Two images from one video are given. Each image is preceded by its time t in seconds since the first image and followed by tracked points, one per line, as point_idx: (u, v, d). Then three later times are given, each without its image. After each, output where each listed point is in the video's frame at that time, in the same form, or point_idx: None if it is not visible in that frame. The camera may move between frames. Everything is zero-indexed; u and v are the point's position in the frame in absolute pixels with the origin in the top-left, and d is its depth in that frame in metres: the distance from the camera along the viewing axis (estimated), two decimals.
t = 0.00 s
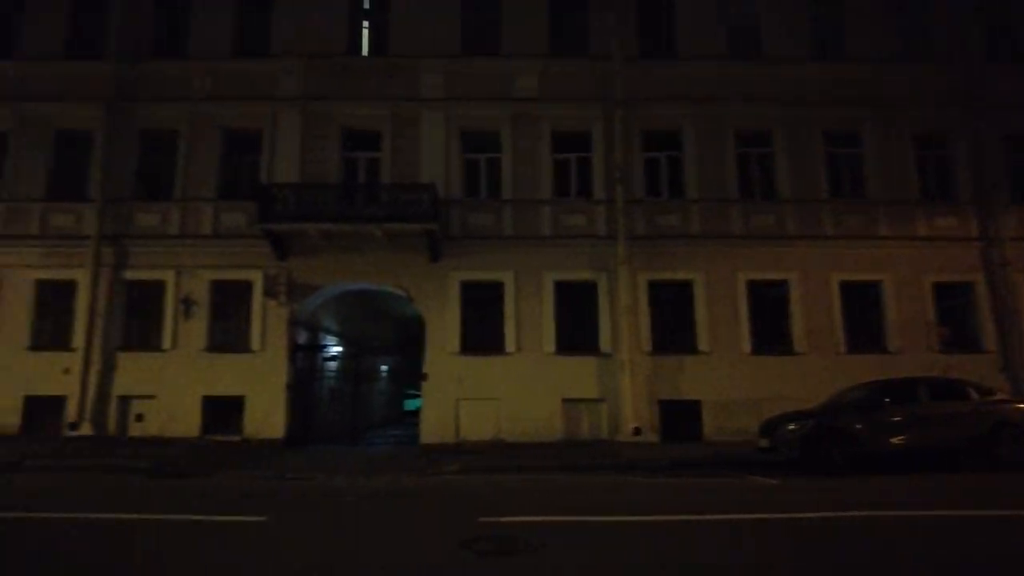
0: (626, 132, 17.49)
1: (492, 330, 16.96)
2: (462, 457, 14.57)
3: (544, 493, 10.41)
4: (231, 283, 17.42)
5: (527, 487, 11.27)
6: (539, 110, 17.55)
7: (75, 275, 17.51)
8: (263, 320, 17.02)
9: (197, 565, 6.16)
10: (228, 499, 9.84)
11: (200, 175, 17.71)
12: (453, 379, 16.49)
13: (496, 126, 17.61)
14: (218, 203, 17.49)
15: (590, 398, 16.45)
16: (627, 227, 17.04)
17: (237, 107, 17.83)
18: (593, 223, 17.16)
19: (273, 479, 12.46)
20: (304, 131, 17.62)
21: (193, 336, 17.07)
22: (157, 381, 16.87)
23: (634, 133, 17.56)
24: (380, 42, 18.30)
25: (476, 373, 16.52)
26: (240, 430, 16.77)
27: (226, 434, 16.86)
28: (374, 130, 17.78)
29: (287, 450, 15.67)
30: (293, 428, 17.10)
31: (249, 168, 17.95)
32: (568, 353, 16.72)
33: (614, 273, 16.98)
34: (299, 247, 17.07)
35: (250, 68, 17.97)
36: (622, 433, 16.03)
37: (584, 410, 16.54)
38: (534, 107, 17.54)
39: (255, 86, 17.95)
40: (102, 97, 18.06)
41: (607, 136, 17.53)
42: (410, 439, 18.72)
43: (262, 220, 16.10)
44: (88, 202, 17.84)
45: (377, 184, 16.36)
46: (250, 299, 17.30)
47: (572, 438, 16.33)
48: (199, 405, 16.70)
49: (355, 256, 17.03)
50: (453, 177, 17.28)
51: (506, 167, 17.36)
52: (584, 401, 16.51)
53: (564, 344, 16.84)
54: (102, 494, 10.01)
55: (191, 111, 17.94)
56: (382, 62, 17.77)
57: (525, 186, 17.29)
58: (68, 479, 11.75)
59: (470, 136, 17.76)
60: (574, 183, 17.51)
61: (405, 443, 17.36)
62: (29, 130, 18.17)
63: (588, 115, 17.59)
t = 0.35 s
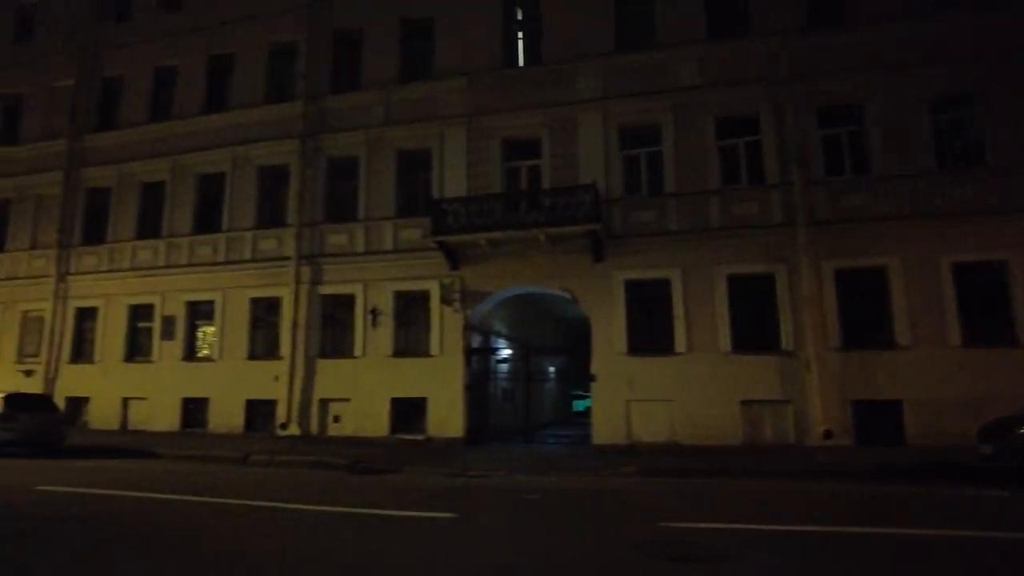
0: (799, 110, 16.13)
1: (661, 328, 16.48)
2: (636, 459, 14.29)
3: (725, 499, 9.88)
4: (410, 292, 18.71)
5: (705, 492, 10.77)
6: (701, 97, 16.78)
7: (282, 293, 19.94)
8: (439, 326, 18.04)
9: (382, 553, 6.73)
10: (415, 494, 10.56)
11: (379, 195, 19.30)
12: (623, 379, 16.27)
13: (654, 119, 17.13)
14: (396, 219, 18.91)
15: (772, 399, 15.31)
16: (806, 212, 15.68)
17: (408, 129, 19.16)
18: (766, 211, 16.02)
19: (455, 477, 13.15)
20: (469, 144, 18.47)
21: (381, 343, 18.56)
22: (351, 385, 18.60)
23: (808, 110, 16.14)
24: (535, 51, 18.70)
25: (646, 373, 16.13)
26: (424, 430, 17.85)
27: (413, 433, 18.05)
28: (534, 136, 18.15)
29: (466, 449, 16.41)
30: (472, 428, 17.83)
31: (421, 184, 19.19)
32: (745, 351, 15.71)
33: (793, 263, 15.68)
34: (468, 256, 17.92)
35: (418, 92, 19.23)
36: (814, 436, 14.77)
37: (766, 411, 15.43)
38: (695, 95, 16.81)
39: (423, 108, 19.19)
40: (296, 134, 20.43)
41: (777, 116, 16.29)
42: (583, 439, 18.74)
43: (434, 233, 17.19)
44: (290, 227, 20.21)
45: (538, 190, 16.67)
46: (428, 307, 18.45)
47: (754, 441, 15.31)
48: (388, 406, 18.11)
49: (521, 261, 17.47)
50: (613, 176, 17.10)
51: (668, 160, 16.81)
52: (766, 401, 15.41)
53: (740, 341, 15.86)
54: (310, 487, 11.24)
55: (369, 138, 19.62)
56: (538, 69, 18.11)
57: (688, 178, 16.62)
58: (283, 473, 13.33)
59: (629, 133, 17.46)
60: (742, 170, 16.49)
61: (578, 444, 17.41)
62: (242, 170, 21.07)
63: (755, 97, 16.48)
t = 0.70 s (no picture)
0: (980, 68, 14.15)
1: (823, 322, 15.18)
2: (801, 464, 13.24)
3: (905, 510, 8.83)
4: (552, 295, 18.80)
5: (884, 502, 9.71)
6: (858, 67, 15.28)
7: (431, 301, 20.90)
8: (583, 328, 17.93)
9: (531, 554, 6.76)
10: (564, 496, 10.53)
11: (518, 201, 19.63)
12: (782, 379, 15.18)
13: (805, 97, 15.85)
14: (535, 223, 19.13)
15: (961, 398, 13.51)
16: (994, 184, 13.71)
17: (543, 133, 19.32)
18: (944, 187, 14.20)
19: (605, 479, 12.97)
20: (605, 143, 18.24)
21: (526, 347, 18.80)
22: (499, 388, 19.03)
23: (992, 67, 14.10)
24: (669, 40, 18.08)
25: (808, 371, 14.92)
26: (572, 432, 17.80)
27: (561, 435, 18.03)
28: (672, 128, 17.54)
29: (616, 451, 16.15)
30: (620, 429, 17.49)
31: (558, 187, 19.26)
32: (925, 346, 14.01)
33: (981, 243, 13.76)
34: (610, 256, 17.68)
35: (552, 95, 19.33)
36: (1022, 442, 12.79)
37: (955, 413, 13.65)
38: (851, 66, 15.34)
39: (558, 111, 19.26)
40: (439, 149, 21.37)
41: (952, 79, 14.40)
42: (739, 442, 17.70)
43: (574, 235, 17.17)
44: (436, 238, 21.17)
45: (679, 183, 16.07)
46: (570, 309, 18.43)
47: (942, 446, 13.58)
48: (535, 408, 18.30)
49: (664, 257, 16.93)
50: (761, 162, 16.06)
51: (822, 140, 15.49)
52: (953, 402, 13.63)
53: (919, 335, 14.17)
54: (464, 487, 11.63)
55: (507, 145, 20.03)
56: (673, 59, 17.48)
57: (847, 157, 15.18)
58: (439, 473, 13.92)
59: (776, 114, 16.32)
60: (912, 144, 14.78)
61: (734, 447, 16.48)
62: (391, 187, 22.41)
63: (924, 60, 14.68)
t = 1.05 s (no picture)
0: None
1: (985, 312, 13.59)
2: (962, 468, 11.91)
3: None
4: (674, 291, 18.26)
5: None
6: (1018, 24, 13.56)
7: (551, 301, 20.98)
8: (708, 324, 17.24)
9: (664, 556, 6.57)
10: (693, 499, 10.15)
11: (635, 197, 19.26)
12: (937, 375, 13.77)
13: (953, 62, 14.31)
14: (654, 219, 18.67)
15: None
16: None
17: (659, 125, 18.84)
18: None
19: (736, 482, 12.38)
20: (725, 130, 17.48)
21: (649, 345, 18.37)
22: (622, 387, 18.74)
23: None
24: (792, 16, 17.02)
25: (968, 366, 13.42)
26: (700, 433, 17.14)
27: (689, 436, 17.42)
28: (798, 110, 16.47)
29: (747, 453, 15.37)
30: (753, 430, 16.62)
31: (676, 180, 18.68)
32: None
33: None
34: (735, 248, 16.90)
35: (666, 86, 18.82)
36: None
37: None
38: (1009, 23, 13.65)
39: (673, 102, 18.71)
40: (553, 149, 21.47)
41: None
42: (888, 445, 16.25)
43: (695, 228, 16.57)
44: (553, 238, 21.25)
45: (807, 167, 15.06)
46: (695, 305, 17.80)
47: None
48: (660, 408, 17.83)
49: (795, 247, 15.93)
50: (903, 138, 14.68)
51: (976, 109, 13.89)
52: None
53: None
54: (589, 488, 11.54)
55: (621, 140, 19.74)
56: (797, 35, 16.42)
57: (1008, 125, 13.51)
58: (563, 472, 13.93)
59: (920, 85, 14.84)
60: None
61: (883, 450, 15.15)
62: (508, 190, 22.80)
63: None
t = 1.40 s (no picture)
0: None
1: None
2: None
3: None
4: (777, 287, 17.44)
5: None
6: None
7: (644, 299, 20.60)
8: (814, 321, 16.34)
9: (776, 565, 6.25)
10: (803, 505, 9.63)
11: (731, 190, 18.59)
12: None
13: None
14: (753, 212, 17.94)
15: None
16: None
17: (755, 115, 18.10)
18: None
19: (850, 487, 11.64)
20: (828, 115, 16.54)
21: (750, 344, 17.64)
22: (721, 387, 18.12)
23: None
24: None
25: None
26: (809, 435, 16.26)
27: (796, 439, 16.56)
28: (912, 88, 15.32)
29: (862, 457, 14.43)
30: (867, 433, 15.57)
31: (776, 170, 17.85)
32: None
33: None
34: (842, 240, 15.95)
35: (763, 74, 18.06)
36: None
37: None
38: None
39: (770, 89, 17.92)
40: (643, 145, 21.09)
41: None
42: None
43: (798, 220, 15.79)
44: (646, 236, 20.86)
45: (923, 149, 13.97)
46: (799, 300, 16.93)
47: None
48: (764, 409, 17.07)
49: (910, 237, 14.81)
50: None
51: None
52: None
53: None
54: (690, 491, 11.21)
55: (716, 132, 19.11)
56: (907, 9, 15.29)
57: None
58: (663, 474, 13.64)
59: None
60: None
61: (1020, 455, 13.78)
62: (598, 188, 22.61)
63: None
